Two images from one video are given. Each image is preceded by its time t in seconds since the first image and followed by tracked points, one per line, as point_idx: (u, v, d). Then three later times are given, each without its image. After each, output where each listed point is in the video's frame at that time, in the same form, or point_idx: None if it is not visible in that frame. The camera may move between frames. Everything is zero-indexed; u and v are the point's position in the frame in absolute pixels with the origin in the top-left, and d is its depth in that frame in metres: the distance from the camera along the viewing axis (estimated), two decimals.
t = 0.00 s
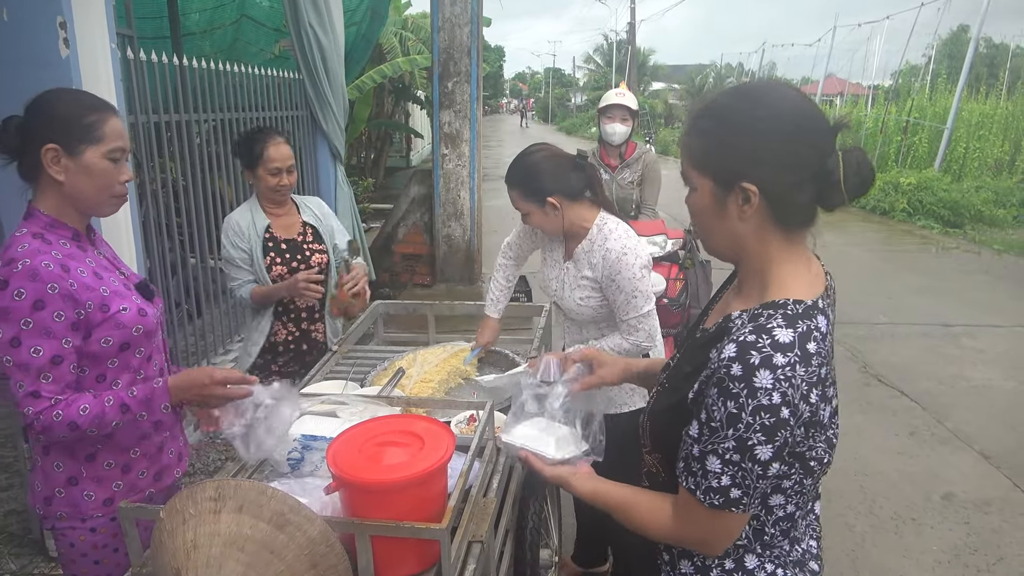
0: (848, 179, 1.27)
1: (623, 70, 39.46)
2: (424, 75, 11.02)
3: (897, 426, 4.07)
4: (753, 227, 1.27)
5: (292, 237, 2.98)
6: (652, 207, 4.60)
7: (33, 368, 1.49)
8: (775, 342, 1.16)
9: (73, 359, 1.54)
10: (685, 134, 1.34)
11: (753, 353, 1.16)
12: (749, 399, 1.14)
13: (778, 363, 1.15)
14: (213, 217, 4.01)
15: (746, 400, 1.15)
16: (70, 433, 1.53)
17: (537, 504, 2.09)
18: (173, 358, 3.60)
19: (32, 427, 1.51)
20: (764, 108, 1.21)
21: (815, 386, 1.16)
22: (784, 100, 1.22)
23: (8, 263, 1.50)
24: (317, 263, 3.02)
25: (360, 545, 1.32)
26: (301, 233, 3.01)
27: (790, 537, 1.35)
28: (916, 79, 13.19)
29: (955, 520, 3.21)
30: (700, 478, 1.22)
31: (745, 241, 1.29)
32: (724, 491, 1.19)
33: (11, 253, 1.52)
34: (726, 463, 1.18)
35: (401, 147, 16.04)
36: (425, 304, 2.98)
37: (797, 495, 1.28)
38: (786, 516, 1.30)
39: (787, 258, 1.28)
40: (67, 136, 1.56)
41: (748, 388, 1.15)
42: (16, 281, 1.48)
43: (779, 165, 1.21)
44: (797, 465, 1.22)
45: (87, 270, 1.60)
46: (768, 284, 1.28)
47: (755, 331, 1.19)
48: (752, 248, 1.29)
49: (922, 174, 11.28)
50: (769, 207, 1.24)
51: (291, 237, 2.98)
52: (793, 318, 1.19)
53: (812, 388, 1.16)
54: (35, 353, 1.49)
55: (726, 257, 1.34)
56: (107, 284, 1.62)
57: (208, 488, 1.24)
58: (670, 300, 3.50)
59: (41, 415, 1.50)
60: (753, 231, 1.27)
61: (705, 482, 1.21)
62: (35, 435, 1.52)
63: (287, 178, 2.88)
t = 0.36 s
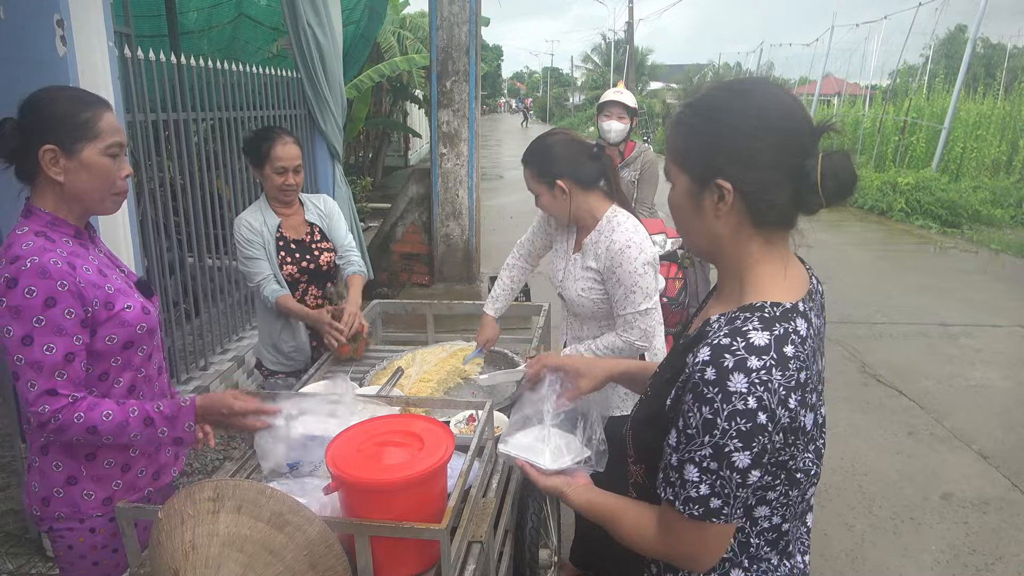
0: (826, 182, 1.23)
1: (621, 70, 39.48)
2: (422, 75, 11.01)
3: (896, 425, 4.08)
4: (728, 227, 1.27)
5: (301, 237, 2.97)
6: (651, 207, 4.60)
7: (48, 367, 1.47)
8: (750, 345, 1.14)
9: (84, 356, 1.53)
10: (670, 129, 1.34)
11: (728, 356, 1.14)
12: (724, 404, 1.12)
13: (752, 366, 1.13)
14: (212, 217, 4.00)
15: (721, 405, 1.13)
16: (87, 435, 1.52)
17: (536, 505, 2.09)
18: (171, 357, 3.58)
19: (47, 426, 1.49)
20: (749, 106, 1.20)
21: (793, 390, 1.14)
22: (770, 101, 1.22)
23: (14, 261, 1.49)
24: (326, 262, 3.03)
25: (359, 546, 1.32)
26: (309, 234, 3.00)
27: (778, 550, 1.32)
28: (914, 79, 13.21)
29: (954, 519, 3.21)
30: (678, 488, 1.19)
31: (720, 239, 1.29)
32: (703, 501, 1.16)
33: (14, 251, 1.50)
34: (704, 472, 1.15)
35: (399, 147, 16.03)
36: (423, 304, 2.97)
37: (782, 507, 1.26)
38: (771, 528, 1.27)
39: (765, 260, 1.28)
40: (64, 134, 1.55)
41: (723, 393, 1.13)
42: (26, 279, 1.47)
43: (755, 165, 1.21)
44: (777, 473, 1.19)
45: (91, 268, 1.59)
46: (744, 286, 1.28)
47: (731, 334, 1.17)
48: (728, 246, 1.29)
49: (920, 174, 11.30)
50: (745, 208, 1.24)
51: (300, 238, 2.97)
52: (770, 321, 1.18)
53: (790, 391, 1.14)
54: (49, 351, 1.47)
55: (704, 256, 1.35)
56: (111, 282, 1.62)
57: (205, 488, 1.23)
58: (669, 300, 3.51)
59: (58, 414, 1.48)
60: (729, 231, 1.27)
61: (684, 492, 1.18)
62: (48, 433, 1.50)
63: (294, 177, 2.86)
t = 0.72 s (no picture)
0: (780, 181, 1.22)
1: (624, 71, 39.48)
2: (426, 74, 11.02)
3: (899, 428, 4.07)
4: (690, 227, 1.26)
5: (309, 238, 2.98)
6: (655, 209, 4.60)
7: (54, 367, 1.47)
8: (715, 336, 1.13)
9: (90, 356, 1.53)
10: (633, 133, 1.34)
11: (694, 347, 1.13)
12: (691, 394, 1.11)
13: (718, 356, 1.12)
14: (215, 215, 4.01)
15: (689, 395, 1.11)
16: (90, 437, 1.52)
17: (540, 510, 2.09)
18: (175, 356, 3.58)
19: (53, 425, 1.49)
20: (704, 107, 1.20)
21: (759, 380, 1.13)
22: (723, 102, 1.22)
23: (23, 260, 1.49)
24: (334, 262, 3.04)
25: (364, 546, 1.31)
26: (317, 234, 3.01)
27: (760, 545, 1.31)
28: (918, 81, 13.18)
29: (957, 523, 3.20)
30: (652, 483, 1.16)
31: (684, 241, 1.28)
32: (676, 493, 1.14)
33: (24, 249, 1.51)
34: (675, 464, 1.13)
35: (403, 146, 16.07)
36: (427, 304, 2.96)
37: (757, 501, 1.24)
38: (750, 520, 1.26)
39: (728, 257, 1.27)
40: (70, 135, 1.55)
41: (690, 383, 1.11)
42: (35, 278, 1.47)
43: (711, 167, 1.21)
44: (748, 465, 1.18)
45: (100, 267, 1.59)
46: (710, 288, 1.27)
47: (697, 327, 1.16)
48: (692, 248, 1.28)
49: (924, 177, 11.29)
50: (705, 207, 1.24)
51: (309, 239, 2.98)
52: (735, 313, 1.17)
53: (757, 379, 1.13)
54: (56, 351, 1.47)
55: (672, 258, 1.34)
56: (119, 281, 1.63)
57: (211, 487, 1.23)
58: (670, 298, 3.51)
59: (64, 413, 1.48)
60: (692, 231, 1.27)
61: (657, 486, 1.15)
62: (54, 431, 1.50)
63: (302, 177, 2.86)
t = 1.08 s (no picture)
0: (688, 166, 1.28)
1: (630, 71, 39.45)
2: (432, 74, 11.03)
3: (905, 430, 4.05)
4: (618, 212, 1.28)
5: (317, 238, 2.99)
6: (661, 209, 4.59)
7: (62, 362, 1.48)
8: (671, 280, 1.19)
9: (98, 353, 1.54)
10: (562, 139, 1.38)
11: (657, 291, 1.17)
12: (666, 329, 1.14)
13: (679, 294, 1.17)
14: (222, 214, 4.02)
15: (665, 331, 1.14)
16: (97, 433, 1.52)
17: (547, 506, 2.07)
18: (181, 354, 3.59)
19: (60, 420, 1.50)
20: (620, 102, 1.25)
21: (714, 312, 1.21)
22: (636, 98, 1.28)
23: (33, 257, 1.51)
24: (340, 262, 3.04)
25: (370, 544, 1.32)
26: (324, 234, 3.02)
27: (740, 478, 1.36)
28: (926, 82, 13.14)
29: (963, 525, 3.19)
30: (645, 420, 1.16)
31: (613, 227, 1.29)
32: (673, 420, 1.14)
33: (35, 246, 1.52)
34: (667, 393, 1.14)
35: (409, 146, 16.11)
36: (433, 303, 2.95)
37: (726, 430, 1.30)
38: (733, 451, 1.32)
39: (658, 229, 1.28)
40: (80, 135, 1.56)
41: (663, 319, 1.15)
42: (43, 275, 1.48)
43: (632, 160, 1.24)
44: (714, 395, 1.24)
45: (109, 265, 1.61)
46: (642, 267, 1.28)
47: (652, 279, 1.20)
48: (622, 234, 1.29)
49: (931, 178, 11.24)
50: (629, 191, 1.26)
51: (316, 239, 2.98)
52: (679, 264, 1.23)
53: (713, 310, 1.20)
54: (63, 347, 1.48)
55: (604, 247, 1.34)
56: (128, 279, 1.63)
57: (218, 485, 1.24)
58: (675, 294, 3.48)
59: (71, 408, 1.49)
60: (620, 216, 1.28)
61: (654, 419, 1.15)
62: (62, 426, 1.51)
63: (308, 177, 2.87)
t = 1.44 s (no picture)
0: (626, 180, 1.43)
1: (635, 73, 39.40)
2: (437, 75, 11.04)
3: (909, 434, 4.04)
4: (561, 206, 1.48)
5: (320, 236, 3.00)
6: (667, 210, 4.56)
7: (67, 359, 1.49)
8: (640, 243, 1.40)
9: (103, 350, 1.55)
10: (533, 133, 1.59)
11: (631, 253, 1.37)
12: (645, 283, 1.33)
13: (651, 253, 1.37)
14: (229, 214, 4.04)
15: (644, 286, 1.33)
16: (99, 430, 1.53)
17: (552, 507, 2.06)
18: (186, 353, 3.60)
19: (64, 417, 1.51)
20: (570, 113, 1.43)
21: (680, 266, 1.42)
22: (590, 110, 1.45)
23: (42, 254, 1.51)
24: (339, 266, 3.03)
25: (374, 543, 1.32)
26: (331, 234, 3.02)
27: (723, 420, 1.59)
28: (933, 85, 13.10)
29: (967, 529, 3.18)
30: (636, 367, 1.32)
31: (556, 217, 1.50)
32: (662, 364, 1.30)
33: (45, 244, 1.53)
34: (653, 341, 1.31)
35: (413, 147, 16.11)
36: (438, 304, 2.96)
37: (711, 376, 1.53)
38: (717, 398, 1.55)
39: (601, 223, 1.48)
40: (97, 134, 1.57)
41: (640, 276, 1.34)
42: (52, 272, 1.49)
43: (576, 163, 1.43)
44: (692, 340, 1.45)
45: (117, 263, 1.61)
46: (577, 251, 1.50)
47: (622, 248, 1.40)
48: (564, 220, 1.50)
49: (937, 181, 11.21)
50: (571, 190, 1.45)
51: (319, 237, 3.00)
52: (642, 232, 1.44)
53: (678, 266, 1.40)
54: (69, 344, 1.49)
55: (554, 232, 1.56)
56: (136, 277, 1.64)
57: (223, 483, 1.24)
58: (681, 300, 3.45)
59: (74, 405, 1.50)
60: (562, 209, 1.49)
61: (644, 365, 1.31)
62: (67, 422, 1.52)
63: (313, 174, 2.89)
